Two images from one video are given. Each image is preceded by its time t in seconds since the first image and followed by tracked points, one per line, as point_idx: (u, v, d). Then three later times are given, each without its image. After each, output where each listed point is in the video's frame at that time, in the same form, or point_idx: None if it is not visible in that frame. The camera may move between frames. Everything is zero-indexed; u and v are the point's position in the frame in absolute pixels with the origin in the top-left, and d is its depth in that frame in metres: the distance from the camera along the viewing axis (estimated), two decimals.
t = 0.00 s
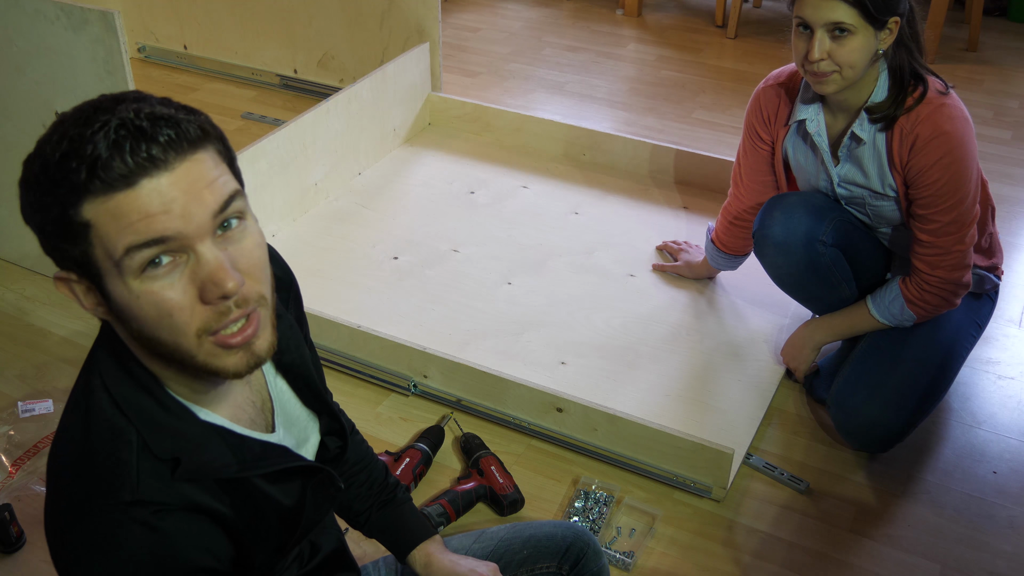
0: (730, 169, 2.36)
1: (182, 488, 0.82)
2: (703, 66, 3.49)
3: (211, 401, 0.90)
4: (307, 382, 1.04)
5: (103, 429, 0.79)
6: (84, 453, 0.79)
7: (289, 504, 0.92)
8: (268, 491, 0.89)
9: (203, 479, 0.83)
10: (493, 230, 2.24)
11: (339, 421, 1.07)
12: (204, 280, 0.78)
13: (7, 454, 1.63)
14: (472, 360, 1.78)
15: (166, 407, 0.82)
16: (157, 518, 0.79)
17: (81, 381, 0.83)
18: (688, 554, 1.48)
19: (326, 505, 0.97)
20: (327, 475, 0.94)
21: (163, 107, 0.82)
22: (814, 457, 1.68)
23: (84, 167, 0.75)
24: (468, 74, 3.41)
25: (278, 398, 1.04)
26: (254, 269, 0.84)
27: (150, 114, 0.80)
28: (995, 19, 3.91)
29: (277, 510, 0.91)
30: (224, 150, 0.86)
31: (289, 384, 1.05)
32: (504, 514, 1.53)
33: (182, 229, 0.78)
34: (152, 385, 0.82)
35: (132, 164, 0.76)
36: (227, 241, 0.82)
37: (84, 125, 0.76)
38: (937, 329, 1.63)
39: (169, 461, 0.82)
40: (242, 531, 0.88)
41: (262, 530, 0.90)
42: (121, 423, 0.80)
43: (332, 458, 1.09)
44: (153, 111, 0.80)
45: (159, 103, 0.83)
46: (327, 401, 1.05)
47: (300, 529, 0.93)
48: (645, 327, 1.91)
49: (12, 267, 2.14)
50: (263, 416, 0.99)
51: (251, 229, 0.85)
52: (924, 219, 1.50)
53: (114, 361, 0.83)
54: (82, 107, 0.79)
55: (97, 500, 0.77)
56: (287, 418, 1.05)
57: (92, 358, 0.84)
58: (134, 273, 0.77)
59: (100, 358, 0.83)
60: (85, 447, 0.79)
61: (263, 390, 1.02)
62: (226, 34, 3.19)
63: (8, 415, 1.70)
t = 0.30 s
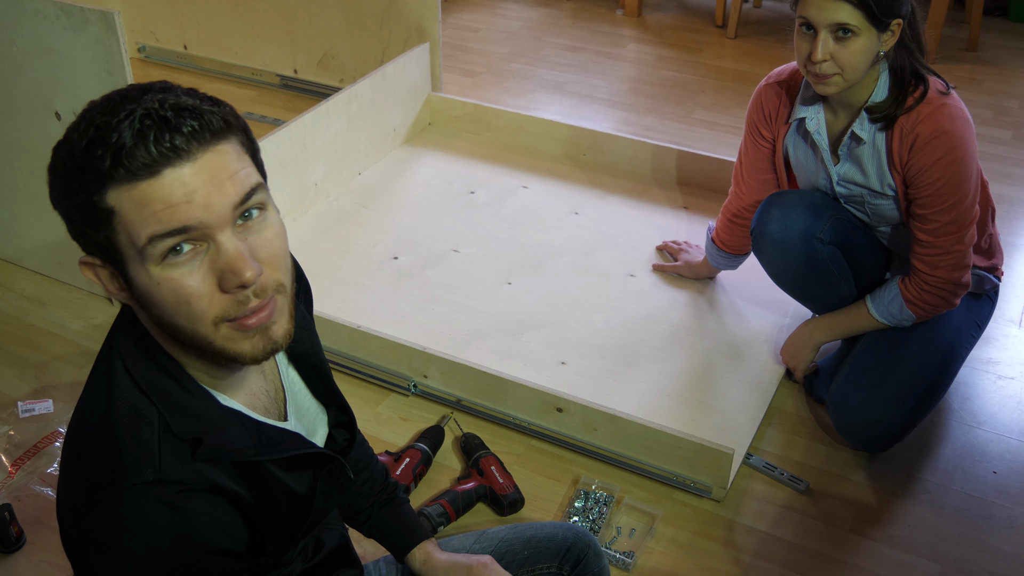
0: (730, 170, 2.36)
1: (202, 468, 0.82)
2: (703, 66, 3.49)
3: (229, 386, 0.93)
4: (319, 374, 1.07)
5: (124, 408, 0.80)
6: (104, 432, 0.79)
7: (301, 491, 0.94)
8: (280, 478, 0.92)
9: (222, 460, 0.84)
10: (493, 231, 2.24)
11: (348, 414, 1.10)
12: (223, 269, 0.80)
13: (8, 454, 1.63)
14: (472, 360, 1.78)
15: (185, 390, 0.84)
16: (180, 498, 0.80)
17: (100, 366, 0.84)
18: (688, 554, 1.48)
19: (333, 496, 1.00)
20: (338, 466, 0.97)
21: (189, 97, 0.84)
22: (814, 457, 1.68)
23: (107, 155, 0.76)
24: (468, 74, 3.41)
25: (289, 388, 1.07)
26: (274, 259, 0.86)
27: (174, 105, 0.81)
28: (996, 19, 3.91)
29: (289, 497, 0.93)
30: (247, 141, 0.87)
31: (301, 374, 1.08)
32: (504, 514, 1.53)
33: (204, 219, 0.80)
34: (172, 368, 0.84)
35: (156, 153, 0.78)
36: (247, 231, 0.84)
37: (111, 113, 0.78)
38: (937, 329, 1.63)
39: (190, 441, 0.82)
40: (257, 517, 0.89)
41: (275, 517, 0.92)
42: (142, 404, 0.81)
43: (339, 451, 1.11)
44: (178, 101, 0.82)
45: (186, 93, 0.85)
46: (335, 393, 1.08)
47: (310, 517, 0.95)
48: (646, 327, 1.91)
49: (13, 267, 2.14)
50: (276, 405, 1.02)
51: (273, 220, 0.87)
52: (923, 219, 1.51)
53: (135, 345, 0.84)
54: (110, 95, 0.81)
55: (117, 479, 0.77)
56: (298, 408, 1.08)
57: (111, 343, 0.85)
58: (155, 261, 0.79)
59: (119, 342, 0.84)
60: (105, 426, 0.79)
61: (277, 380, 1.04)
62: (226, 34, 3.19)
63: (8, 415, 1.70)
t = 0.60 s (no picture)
0: (730, 169, 2.36)
1: (212, 464, 0.82)
2: (703, 66, 3.49)
3: (240, 385, 0.94)
4: (326, 376, 1.08)
5: (136, 403, 0.80)
6: (116, 427, 0.79)
7: (307, 490, 0.94)
8: (288, 477, 0.92)
9: (231, 458, 0.84)
10: (493, 231, 2.24)
11: (354, 415, 1.10)
12: (244, 271, 0.81)
13: (8, 454, 1.63)
14: (473, 360, 1.78)
15: (198, 386, 0.84)
16: (191, 494, 0.79)
17: (113, 361, 0.84)
18: (688, 554, 1.48)
19: (337, 495, 1.00)
20: (344, 466, 0.97)
21: (215, 98, 0.84)
22: (814, 457, 1.68)
23: (136, 153, 0.76)
24: (468, 74, 3.41)
25: (297, 388, 1.07)
26: (294, 262, 0.86)
27: (205, 107, 0.81)
28: (996, 19, 3.91)
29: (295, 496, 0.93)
30: (269, 143, 0.87)
31: (307, 374, 1.09)
32: (504, 514, 1.53)
33: (228, 220, 0.80)
34: (186, 364, 0.84)
35: (183, 153, 0.78)
36: (269, 233, 0.84)
37: (138, 111, 0.78)
38: (937, 329, 1.63)
39: (201, 438, 0.82)
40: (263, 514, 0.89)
41: (280, 515, 0.92)
42: (154, 400, 0.81)
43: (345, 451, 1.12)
44: (205, 102, 0.82)
45: (211, 94, 0.85)
46: (342, 393, 1.09)
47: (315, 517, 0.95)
48: (646, 327, 1.91)
49: (13, 267, 2.14)
50: (284, 405, 1.02)
51: (292, 223, 0.87)
52: (922, 218, 1.50)
53: (149, 341, 0.84)
54: (137, 92, 0.80)
55: (128, 473, 0.76)
56: (305, 408, 1.08)
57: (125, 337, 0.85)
58: (178, 260, 0.79)
59: (133, 335, 0.84)
60: (117, 421, 0.79)
61: (285, 379, 1.05)
62: (226, 34, 3.19)
63: (8, 415, 1.70)
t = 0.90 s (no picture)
0: (730, 170, 2.36)
1: (215, 464, 0.83)
2: (702, 66, 3.49)
3: (245, 386, 0.94)
4: (329, 377, 1.08)
5: (139, 402, 0.80)
6: (120, 426, 0.79)
7: (310, 491, 0.94)
8: (290, 478, 0.92)
9: (235, 458, 0.84)
10: (493, 231, 2.24)
11: (356, 416, 1.10)
12: (256, 273, 0.81)
13: (8, 454, 1.63)
14: (473, 360, 1.79)
15: (202, 386, 0.84)
16: (194, 493, 0.80)
17: (117, 361, 0.84)
18: (688, 554, 1.48)
19: (339, 497, 0.99)
20: (346, 468, 0.97)
21: (230, 100, 0.84)
22: (814, 457, 1.68)
23: (153, 153, 0.76)
24: (468, 74, 3.41)
25: (299, 388, 1.07)
26: (304, 263, 0.87)
27: (222, 108, 0.81)
28: (996, 19, 3.91)
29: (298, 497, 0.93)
30: (283, 146, 0.87)
31: (310, 374, 1.09)
32: (504, 514, 1.53)
33: (242, 223, 0.80)
34: (191, 366, 0.85)
35: (199, 154, 0.78)
36: (281, 236, 0.84)
37: (155, 111, 0.78)
38: (937, 329, 1.63)
39: (204, 438, 0.82)
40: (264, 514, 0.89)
41: (281, 515, 0.92)
42: (158, 399, 0.81)
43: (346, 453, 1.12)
44: (222, 104, 0.82)
45: (226, 95, 0.85)
46: (344, 394, 1.09)
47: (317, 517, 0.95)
48: (646, 326, 1.91)
49: (13, 267, 2.14)
50: (287, 405, 1.02)
51: (305, 225, 0.87)
52: (922, 218, 1.51)
53: (156, 341, 0.85)
54: (153, 91, 0.80)
55: (132, 472, 0.76)
56: (307, 409, 1.08)
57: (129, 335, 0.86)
58: (189, 261, 0.79)
59: (138, 335, 0.85)
60: (121, 420, 0.79)
61: (287, 380, 1.05)
62: (226, 34, 3.19)
63: (8, 415, 1.70)
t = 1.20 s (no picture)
0: (730, 170, 2.36)
1: (212, 463, 0.82)
2: (703, 66, 3.49)
3: (245, 385, 0.94)
4: (328, 377, 1.08)
5: (136, 401, 0.80)
6: (117, 424, 0.79)
7: (307, 492, 0.94)
8: (288, 478, 0.92)
9: (232, 458, 0.84)
10: (493, 231, 2.24)
11: (355, 416, 1.10)
12: (255, 272, 0.81)
13: (7, 454, 1.63)
14: (473, 360, 1.79)
15: (200, 385, 0.84)
16: (191, 492, 0.80)
17: (116, 359, 0.85)
18: (688, 554, 1.48)
19: (338, 498, 0.98)
20: (344, 468, 0.96)
21: (236, 99, 0.84)
22: (814, 457, 1.68)
23: (155, 149, 0.76)
24: (468, 74, 3.41)
25: (298, 388, 1.07)
26: (304, 264, 0.87)
27: (227, 108, 0.81)
28: (996, 19, 3.91)
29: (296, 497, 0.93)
30: (286, 147, 0.87)
31: (309, 374, 1.09)
32: (504, 514, 1.53)
33: (244, 222, 0.80)
34: (189, 364, 0.84)
35: (203, 152, 0.78)
36: (281, 236, 0.84)
37: (161, 107, 0.78)
38: (937, 329, 1.63)
39: (202, 437, 0.82)
40: (262, 513, 0.89)
41: (279, 515, 0.92)
42: (155, 398, 0.81)
43: (346, 453, 1.12)
44: (228, 104, 0.82)
45: (232, 94, 0.85)
46: (344, 395, 1.09)
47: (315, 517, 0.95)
48: (645, 326, 1.91)
49: (13, 267, 2.14)
50: (285, 406, 1.02)
51: (305, 226, 0.88)
52: (922, 219, 1.51)
53: (154, 338, 0.85)
54: (159, 87, 0.80)
55: (128, 470, 0.76)
56: (306, 409, 1.08)
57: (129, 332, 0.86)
58: (190, 259, 0.79)
59: (137, 332, 0.85)
60: (118, 418, 0.79)
61: (286, 381, 1.05)
62: (226, 34, 3.19)
63: (8, 415, 1.70)
